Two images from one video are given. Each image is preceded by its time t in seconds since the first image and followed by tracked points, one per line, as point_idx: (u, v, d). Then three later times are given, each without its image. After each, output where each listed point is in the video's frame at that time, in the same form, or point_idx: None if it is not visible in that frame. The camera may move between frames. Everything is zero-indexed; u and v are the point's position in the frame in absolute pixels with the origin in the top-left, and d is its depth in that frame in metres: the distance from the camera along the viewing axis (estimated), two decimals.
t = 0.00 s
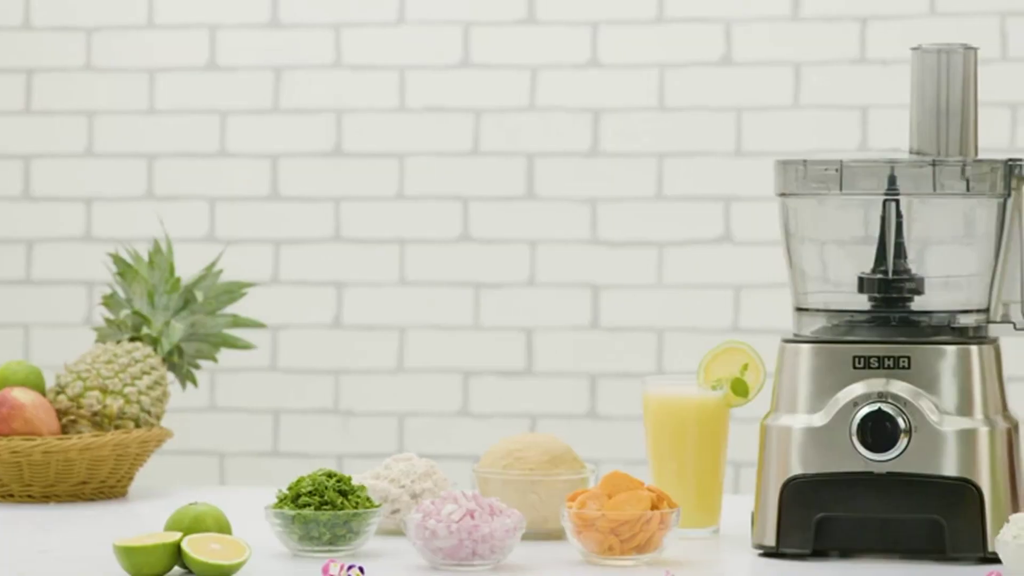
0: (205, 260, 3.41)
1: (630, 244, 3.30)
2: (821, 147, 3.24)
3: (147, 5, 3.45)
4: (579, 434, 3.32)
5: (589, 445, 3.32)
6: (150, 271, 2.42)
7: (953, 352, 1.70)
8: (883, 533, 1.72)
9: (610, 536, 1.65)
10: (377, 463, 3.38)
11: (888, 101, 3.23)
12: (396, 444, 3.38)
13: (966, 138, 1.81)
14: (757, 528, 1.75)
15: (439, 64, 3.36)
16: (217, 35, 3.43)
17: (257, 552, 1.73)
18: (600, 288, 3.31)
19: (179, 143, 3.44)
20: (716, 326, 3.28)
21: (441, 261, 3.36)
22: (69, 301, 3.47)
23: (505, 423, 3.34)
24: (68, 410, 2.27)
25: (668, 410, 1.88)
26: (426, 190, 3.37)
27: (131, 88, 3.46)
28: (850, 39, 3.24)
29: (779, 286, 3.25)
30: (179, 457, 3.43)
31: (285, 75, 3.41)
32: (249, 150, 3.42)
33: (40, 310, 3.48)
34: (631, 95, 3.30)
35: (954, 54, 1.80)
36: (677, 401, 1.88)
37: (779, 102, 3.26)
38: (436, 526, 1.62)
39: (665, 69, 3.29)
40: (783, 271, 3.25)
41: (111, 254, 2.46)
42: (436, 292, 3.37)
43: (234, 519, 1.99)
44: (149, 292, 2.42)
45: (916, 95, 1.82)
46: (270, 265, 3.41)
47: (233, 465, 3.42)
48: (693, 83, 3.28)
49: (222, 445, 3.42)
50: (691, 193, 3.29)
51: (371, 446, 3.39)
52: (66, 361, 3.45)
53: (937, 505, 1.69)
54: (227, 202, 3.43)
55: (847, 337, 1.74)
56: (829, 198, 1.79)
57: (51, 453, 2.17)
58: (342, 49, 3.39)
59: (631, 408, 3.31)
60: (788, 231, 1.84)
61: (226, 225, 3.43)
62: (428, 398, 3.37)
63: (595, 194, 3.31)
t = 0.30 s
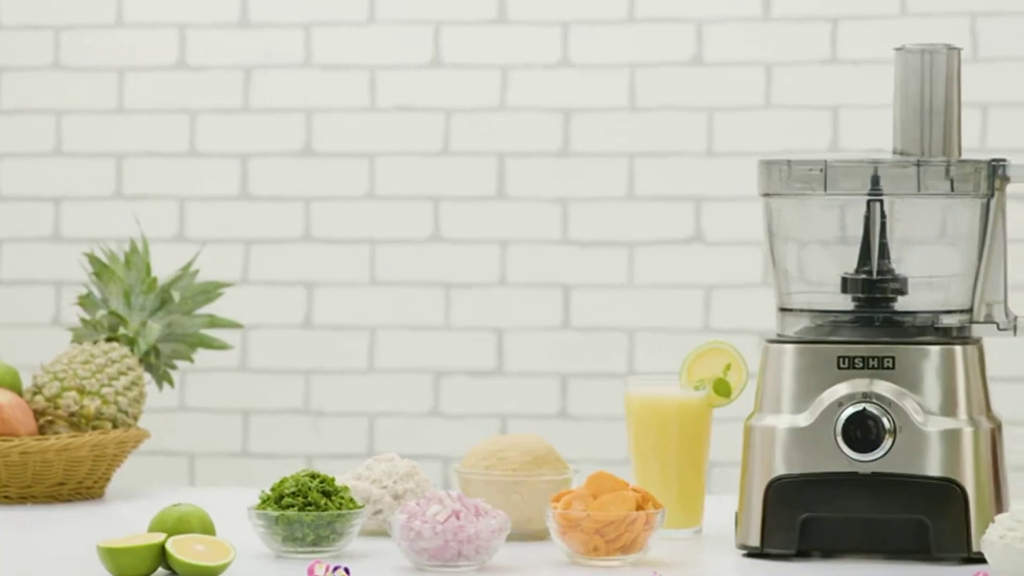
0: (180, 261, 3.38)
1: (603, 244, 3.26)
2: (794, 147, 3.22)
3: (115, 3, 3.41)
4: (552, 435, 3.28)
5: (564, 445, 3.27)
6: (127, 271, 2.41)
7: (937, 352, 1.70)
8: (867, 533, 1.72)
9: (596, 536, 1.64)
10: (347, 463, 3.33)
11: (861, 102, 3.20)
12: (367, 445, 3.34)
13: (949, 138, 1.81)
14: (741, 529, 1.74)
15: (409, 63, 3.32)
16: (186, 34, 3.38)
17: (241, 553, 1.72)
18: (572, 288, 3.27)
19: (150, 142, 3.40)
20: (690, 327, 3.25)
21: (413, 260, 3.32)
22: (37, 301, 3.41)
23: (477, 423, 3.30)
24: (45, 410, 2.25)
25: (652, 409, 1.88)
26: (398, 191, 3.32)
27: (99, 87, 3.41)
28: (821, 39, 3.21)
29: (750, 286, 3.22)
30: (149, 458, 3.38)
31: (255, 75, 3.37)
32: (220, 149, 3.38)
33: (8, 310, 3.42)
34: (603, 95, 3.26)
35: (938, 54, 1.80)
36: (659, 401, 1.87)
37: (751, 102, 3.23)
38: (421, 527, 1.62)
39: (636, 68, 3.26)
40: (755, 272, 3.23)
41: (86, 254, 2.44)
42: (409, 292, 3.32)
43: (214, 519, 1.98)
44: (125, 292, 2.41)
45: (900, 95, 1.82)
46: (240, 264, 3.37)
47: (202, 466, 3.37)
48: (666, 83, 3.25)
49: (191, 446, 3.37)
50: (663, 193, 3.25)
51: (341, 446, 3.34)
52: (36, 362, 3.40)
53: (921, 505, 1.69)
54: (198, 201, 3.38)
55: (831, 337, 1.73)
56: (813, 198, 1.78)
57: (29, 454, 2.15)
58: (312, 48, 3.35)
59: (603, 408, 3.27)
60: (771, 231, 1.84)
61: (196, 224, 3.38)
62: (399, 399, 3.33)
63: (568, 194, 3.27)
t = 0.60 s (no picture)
0: (147, 260, 3.34)
1: (566, 244, 3.23)
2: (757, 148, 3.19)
3: (77, 3, 3.37)
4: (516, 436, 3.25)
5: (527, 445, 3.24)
6: (95, 271, 2.41)
7: (913, 352, 1.71)
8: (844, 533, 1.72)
9: (573, 537, 1.64)
10: (309, 464, 3.29)
11: (825, 102, 3.17)
12: (330, 445, 3.30)
13: (925, 138, 1.81)
14: (717, 529, 1.74)
15: (372, 63, 3.28)
16: (148, 33, 3.35)
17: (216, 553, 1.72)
18: (536, 288, 3.24)
19: (113, 142, 3.36)
20: (653, 326, 3.21)
21: (376, 260, 3.29)
22: None
23: (441, 423, 3.26)
24: (14, 411, 2.23)
25: (628, 410, 1.87)
26: (362, 190, 3.29)
27: (60, 85, 3.37)
28: (785, 39, 3.18)
29: (714, 285, 3.20)
30: (110, 459, 3.34)
31: (217, 74, 3.33)
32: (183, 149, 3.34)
33: None
34: (566, 95, 3.23)
35: (913, 54, 1.80)
36: (635, 401, 1.87)
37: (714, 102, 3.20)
38: (398, 527, 1.61)
39: (600, 68, 3.22)
40: (719, 272, 3.20)
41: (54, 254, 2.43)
42: (374, 292, 3.29)
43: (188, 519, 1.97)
44: (93, 291, 2.40)
45: (875, 95, 1.82)
46: (203, 267, 3.34)
47: (165, 467, 3.33)
48: (630, 83, 3.21)
49: (154, 446, 3.34)
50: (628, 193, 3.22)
51: (303, 447, 3.30)
52: None
53: (898, 505, 1.69)
54: (161, 201, 3.34)
55: (807, 337, 1.73)
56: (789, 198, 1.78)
57: None
58: (275, 48, 3.31)
59: (567, 408, 3.24)
60: (746, 231, 1.84)
61: (159, 224, 3.34)
62: (361, 399, 3.29)
63: (530, 194, 3.24)
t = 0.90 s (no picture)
0: (126, 259, 3.26)
1: (540, 242, 3.17)
2: (731, 148, 3.13)
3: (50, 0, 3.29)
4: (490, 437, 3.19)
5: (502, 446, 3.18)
6: (73, 269, 2.39)
7: (896, 351, 1.71)
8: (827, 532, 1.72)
9: (557, 536, 1.64)
10: (280, 463, 3.22)
11: (799, 101, 3.11)
12: (303, 443, 3.23)
13: (908, 137, 1.81)
14: (701, 528, 1.74)
15: (345, 62, 3.21)
16: (120, 31, 3.27)
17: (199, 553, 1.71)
18: (511, 286, 3.18)
19: (85, 139, 3.28)
20: (628, 325, 3.15)
21: (348, 259, 3.21)
22: None
23: (414, 422, 3.20)
24: None
25: (611, 409, 1.87)
26: (335, 189, 3.21)
27: (31, 83, 3.29)
28: (758, 39, 3.11)
29: (689, 283, 3.14)
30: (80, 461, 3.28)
31: (190, 72, 3.25)
32: (155, 148, 3.27)
33: None
34: (540, 94, 3.16)
35: (896, 53, 1.80)
36: (618, 400, 1.87)
37: (688, 102, 3.13)
38: (383, 527, 1.61)
39: (575, 67, 3.15)
40: (694, 271, 3.14)
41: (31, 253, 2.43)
42: (344, 291, 3.22)
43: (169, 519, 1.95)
44: (71, 290, 2.38)
45: (858, 94, 1.82)
46: (175, 265, 3.26)
47: (138, 466, 3.27)
48: (605, 82, 3.15)
49: (127, 445, 3.27)
50: (602, 192, 3.15)
51: (276, 446, 3.24)
52: None
53: (882, 504, 1.70)
54: (132, 200, 3.27)
55: (791, 336, 1.73)
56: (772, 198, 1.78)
57: None
58: (248, 46, 3.24)
59: (542, 407, 3.17)
60: (730, 229, 1.83)
61: (131, 223, 3.27)
62: (331, 398, 3.22)
63: (503, 192, 3.18)
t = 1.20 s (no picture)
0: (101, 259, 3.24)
1: (512, 241, 3.16)
2: (701, 147, 3.12)
3: None
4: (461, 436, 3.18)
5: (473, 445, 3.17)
6: (48, 268, 2.38)
7: (878, 351, 1.71)
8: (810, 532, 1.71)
9: (540, 535, 1.63)
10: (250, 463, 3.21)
11: (770, 100, 3.10)
12: (274, 442, 3.22)
13: (890, 136, 1.81)
14: (682, 527, 1.74)
15: (317, 60, 3.19)
16: (90, 29, 3.25)
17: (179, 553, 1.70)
18: (482, 285, 3.17)
19: (56, 138, 3.26)
20: (600, 324, 3.14)
21: (320, 258, 3.20)
22: None
23: (385, 422, 3.19)
24: None
25: (591, 409, 1.87)
26: (307, 188, 3.20)
27: None
28: (729, 39, 3.10)
29: (660, 282, 3.13)
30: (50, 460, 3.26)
31: (161, 70, 3.23)
32: (126, 146, 3.25)
33: None
34: (512, 93, 3.15)
35: (878, 53, 1.80)
36: (598, 400, 1.86)
37: (659, 100, 3.12)
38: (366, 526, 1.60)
39: (547, 65, 3.14)
40: (665, 271, 3.13)
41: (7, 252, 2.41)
42: (314, 291, 3.20)
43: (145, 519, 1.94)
44: (47, 289, 2.37)
45: (840, 94, 1.82)
46: (146, 263, 3.24)
47: (107, 466, 3.25)
48: (577, 81, 3.14)
49: (96, 445, 3.25)
50: (574, 189, 3.14)
51: (248, 446, 3.23)
52: None
53: (864, 503, 1.70)
54: (102, 198, 3.25)
55: (773, 335, 1.73)
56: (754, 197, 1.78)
57: None
58: (218, 44, 3.22)
59: (513, 407, 3.17)
60: (711, 228, 1.83)
61: (101, 222, 3.25)
62: (302, 397, 3.21)
63: (475, 191, 3.16)
